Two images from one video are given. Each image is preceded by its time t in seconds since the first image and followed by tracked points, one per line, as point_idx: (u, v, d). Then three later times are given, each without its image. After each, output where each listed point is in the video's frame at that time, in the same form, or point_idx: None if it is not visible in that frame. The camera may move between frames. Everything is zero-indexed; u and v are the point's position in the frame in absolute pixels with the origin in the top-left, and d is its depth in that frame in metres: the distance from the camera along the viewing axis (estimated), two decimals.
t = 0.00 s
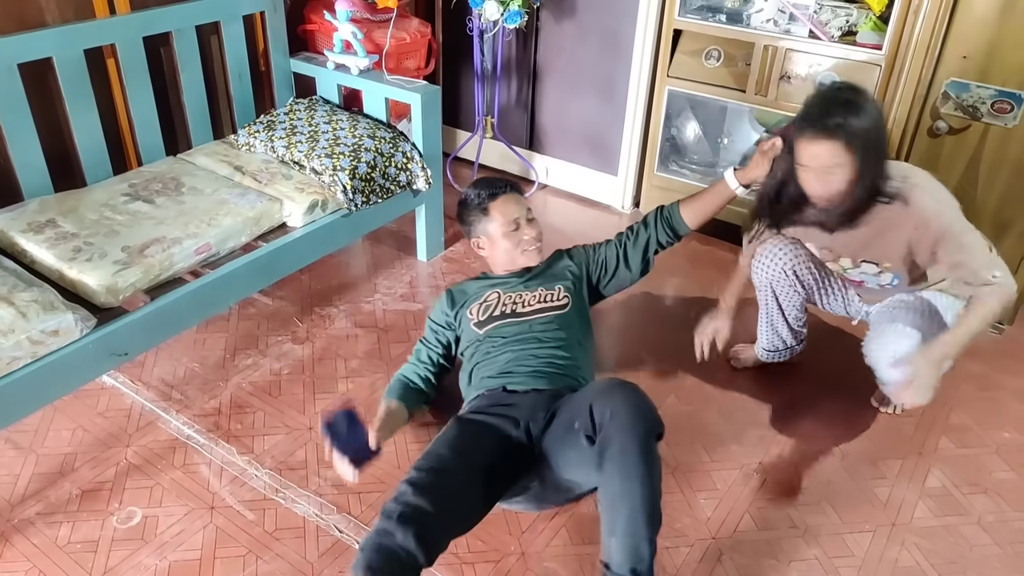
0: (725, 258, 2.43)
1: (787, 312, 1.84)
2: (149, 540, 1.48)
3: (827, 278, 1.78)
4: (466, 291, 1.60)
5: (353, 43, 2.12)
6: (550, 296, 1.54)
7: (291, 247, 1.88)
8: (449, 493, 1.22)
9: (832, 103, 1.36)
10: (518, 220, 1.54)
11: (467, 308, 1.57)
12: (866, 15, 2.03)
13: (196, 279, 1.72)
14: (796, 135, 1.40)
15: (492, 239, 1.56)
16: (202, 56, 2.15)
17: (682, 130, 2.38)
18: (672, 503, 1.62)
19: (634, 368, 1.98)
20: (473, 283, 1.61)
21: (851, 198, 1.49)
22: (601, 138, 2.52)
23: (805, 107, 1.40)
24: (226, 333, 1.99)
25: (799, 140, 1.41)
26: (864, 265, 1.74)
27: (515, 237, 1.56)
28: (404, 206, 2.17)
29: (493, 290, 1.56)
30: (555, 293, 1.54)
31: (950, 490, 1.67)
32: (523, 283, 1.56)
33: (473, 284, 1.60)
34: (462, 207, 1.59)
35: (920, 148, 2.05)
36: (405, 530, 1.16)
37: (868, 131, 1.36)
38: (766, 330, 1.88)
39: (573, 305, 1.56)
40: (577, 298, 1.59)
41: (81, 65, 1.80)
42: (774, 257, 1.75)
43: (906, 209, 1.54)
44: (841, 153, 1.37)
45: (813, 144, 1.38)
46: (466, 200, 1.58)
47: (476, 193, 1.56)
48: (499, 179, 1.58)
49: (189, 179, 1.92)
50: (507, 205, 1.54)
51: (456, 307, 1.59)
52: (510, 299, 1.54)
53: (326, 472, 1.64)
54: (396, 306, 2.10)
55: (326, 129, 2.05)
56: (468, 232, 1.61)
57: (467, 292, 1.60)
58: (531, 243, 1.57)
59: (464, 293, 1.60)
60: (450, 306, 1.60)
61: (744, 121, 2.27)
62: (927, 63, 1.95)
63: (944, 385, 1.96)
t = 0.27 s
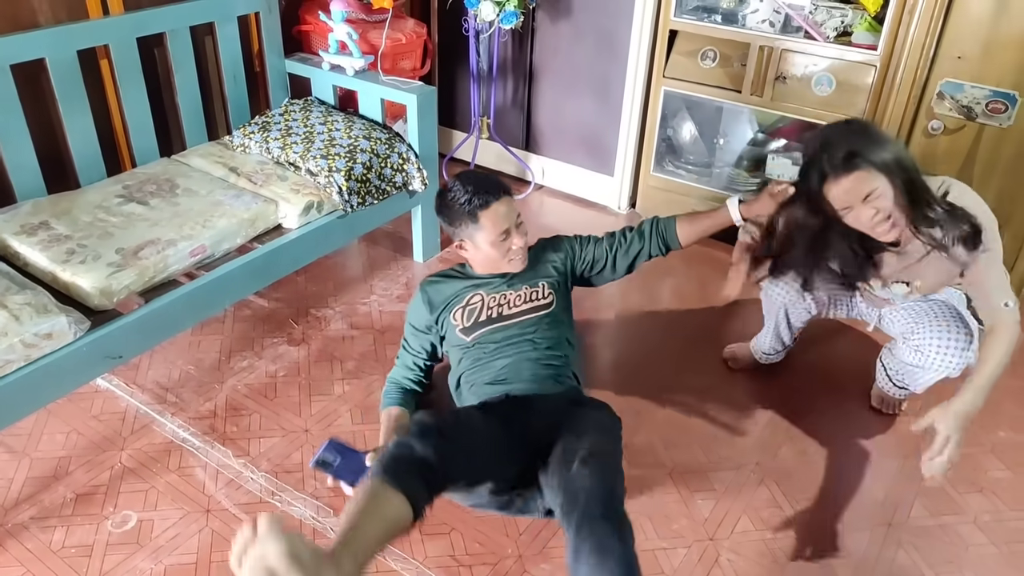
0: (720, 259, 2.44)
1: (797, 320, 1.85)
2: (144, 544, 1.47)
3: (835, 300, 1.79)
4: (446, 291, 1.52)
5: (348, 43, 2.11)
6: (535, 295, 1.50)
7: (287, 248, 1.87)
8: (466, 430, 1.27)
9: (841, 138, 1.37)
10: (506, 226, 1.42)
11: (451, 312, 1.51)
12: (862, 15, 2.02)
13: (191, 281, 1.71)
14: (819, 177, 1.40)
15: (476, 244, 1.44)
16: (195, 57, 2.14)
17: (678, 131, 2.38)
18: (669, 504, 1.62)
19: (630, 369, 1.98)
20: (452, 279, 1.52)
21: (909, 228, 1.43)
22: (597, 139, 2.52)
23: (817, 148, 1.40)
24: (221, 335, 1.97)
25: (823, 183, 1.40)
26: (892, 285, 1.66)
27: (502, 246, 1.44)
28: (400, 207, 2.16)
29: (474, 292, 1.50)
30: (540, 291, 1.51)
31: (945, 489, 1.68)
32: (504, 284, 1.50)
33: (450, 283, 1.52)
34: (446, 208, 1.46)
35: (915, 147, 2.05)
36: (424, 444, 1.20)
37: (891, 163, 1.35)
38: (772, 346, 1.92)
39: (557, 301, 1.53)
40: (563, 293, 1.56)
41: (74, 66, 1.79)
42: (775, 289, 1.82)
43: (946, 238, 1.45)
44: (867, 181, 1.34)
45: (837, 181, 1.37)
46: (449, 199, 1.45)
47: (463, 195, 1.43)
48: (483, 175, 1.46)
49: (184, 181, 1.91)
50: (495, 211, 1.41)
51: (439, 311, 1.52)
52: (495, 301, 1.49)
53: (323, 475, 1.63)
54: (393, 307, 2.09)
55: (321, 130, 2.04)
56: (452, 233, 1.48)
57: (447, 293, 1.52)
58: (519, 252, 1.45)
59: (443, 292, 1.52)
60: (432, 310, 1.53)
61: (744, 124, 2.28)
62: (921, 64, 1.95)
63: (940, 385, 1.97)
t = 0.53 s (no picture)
0: (712, 256, 2.44)
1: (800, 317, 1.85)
2: (132, 549, 1.45)
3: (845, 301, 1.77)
4: (422, 302, 1.36)
5: (337, 40, 2.09)
6: (517, 299, 1.35)
7: (276, 248, 1.85)
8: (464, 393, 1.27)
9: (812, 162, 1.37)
10: (495, 246, 1.26)
11: (429, 325, 1.37)
12: (852, 10, 2.04)
13: (177, 282, 1.69)
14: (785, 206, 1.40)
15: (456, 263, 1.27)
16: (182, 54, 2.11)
17: (670, 127, 2.36)
18: (663, 502, 1.61)
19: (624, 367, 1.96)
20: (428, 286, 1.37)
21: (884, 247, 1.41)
22: (589, 136, 2.50)
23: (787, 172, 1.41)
24: (210, 336, 1.95)
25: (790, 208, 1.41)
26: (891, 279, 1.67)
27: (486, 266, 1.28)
28: (391, 206, 2.13)
29: (455, 305, 1.34)
30: (523, 294, 1.35)
31: (936, 482, 1.67)
32: (482, 292, 1.34)
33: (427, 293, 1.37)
34: (427, 222, 1.26)
35: (908, 142, 2.05)
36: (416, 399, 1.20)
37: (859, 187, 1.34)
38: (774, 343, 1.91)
39: (544, 302, 1.38)
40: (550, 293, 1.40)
41: (57, 63, 1.76)
42: (781, 295, 1.81)
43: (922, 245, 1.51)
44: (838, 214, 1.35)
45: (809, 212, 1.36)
46: (431, 213, 1.26)
47: (446, 211, 1.24)
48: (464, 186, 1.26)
49: (170, 180, 1.89)
50: (484, 232, 1.24)
51: (416, 325, 1.37)
52: (475, 311, 1.33)
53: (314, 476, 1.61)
54: (383, 306, 2.07)
55: (310, 128, 2.02)
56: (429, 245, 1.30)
57: (423, 304, 1.36)
58: (503, 270, 1.30)
59: (418, 301, 1.37)
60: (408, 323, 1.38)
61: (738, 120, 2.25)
62: (911, 60, 1.95)
63: (932, 379, 1.96)
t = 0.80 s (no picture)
0: (690, 246, 2.42)
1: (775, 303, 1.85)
2: (100, 550, 1.41)
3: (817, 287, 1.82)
4: (379, 298, 1.33)
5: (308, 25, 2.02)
6: (477, 309, 1.30)
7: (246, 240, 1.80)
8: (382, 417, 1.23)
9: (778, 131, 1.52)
10: (437, 255, 1.18)
11: (387, 322, 1.34)
12: None
13: (144, 275, 1.66)
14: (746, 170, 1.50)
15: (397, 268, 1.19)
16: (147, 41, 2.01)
17: (649, 116, 2.32)
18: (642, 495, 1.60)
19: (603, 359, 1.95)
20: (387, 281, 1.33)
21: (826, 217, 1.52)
22: (566, 124, 2.47)
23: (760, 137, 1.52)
24: (181, 330, 1.90)
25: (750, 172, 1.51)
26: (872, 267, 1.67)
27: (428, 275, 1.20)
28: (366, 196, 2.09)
29: (410, 308, 1.30)
30: (482, 304, 1.30)
31: (913, 472, 1.68)
32: (437, 298, 1.29)
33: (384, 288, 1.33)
34: (361, 227, 1.17)
35: (885, 131, 2.04)
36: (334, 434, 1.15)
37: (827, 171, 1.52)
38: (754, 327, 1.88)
39: (506, 310, 1.33)
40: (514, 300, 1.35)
41: (15, 48, 1.70)
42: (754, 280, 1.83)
43: (881, 222, 1.62)
44: (802, 174, 1.44)
45: (773, 172, 1.45)
46: (366, 217, 1.16)
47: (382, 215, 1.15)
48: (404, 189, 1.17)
49: (137, 170, 1.85)
50: (424, 241, 1.16)
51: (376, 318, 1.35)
52: (431, 318, 1.30)
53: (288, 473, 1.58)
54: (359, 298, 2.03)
55: (281, 116, 1.97)
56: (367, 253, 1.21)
57: (381, 300, 1.33)
58: (447, 281, 1.23)
59: (376, 294, 1.33)
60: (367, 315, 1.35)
61: (718, 109, 2.22)
62: (889, 48, 1.94)
63: (909, 369, 1.97)
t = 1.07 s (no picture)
0: (686, 247, 2.41)
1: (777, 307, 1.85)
2: (89, 552, 1.41)
3: (818, 292, 1.82)
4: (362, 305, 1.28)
5: (301, 23, 2.01)
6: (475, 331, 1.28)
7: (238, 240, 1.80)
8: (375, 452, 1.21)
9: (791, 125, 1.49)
10: (468, 285, 1.13)
11: (368, 330, 1.29)
12: None
13: (135, 275, 1.65)
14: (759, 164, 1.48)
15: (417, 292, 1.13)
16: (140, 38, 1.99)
17: (646, 115, 2.30)
18: (635, 500, 1.59)
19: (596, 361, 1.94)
20: (374, 288, 1.28)
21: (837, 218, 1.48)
22: (562, 123, 2.45)
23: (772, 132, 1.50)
24: (173, 330, 1.89)
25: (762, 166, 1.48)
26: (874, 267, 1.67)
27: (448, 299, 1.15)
28: (359, 195, 2.08)
29: (402, 323, 1.27)
30: (480, 327, 1.28)
31: (912, 480, 1.67)
32: (430, 317, 1.26)
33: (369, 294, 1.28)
34: (398, 251, 1.09)
35: (885, 133, 1.99)
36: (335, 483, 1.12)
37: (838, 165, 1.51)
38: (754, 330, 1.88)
39: (501, 333, 1.33)
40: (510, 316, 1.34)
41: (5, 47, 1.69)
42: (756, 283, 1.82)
43: (893, 221, 1.61)
44: (817, 169, 1.42)
45: (788, 167, 1.43)
46: (406, 240, 1.08)
47: (426, 242, 1.08)
48: (445, 214, 1.11)
49: (129, 169, 1.84)
50: (461, 271, 1.11)
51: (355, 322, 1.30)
52: (421, 335, 1.27)
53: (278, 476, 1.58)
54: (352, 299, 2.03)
55: (274, 115, 1.96)
56: (390, 272, 1.13)
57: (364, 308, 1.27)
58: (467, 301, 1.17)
59: (359, 300, 1.28)
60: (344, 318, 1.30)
61: (716, 108, 2.19)
62: (890, 49, 1.90)
63: (905, 373, 1.96)
